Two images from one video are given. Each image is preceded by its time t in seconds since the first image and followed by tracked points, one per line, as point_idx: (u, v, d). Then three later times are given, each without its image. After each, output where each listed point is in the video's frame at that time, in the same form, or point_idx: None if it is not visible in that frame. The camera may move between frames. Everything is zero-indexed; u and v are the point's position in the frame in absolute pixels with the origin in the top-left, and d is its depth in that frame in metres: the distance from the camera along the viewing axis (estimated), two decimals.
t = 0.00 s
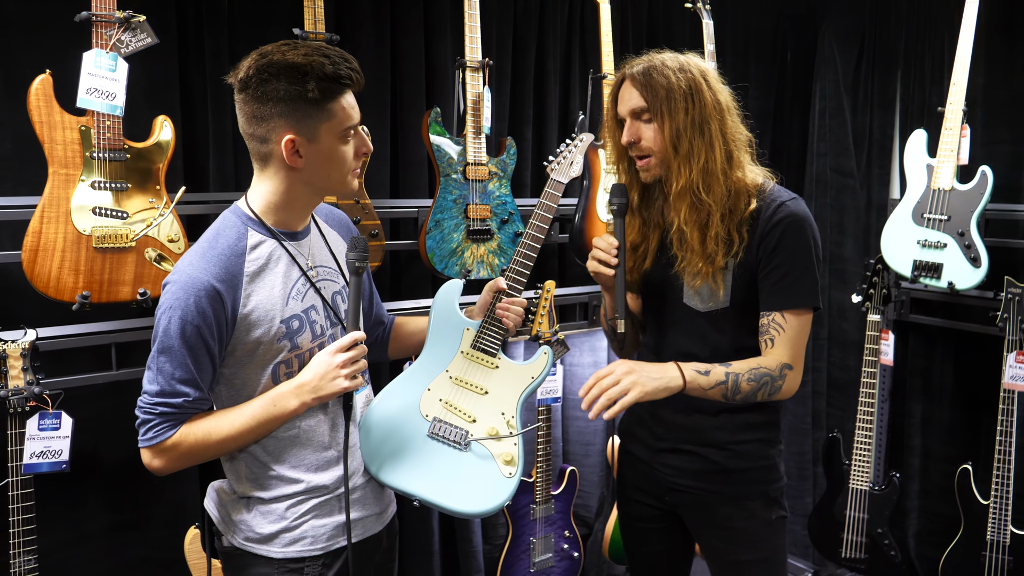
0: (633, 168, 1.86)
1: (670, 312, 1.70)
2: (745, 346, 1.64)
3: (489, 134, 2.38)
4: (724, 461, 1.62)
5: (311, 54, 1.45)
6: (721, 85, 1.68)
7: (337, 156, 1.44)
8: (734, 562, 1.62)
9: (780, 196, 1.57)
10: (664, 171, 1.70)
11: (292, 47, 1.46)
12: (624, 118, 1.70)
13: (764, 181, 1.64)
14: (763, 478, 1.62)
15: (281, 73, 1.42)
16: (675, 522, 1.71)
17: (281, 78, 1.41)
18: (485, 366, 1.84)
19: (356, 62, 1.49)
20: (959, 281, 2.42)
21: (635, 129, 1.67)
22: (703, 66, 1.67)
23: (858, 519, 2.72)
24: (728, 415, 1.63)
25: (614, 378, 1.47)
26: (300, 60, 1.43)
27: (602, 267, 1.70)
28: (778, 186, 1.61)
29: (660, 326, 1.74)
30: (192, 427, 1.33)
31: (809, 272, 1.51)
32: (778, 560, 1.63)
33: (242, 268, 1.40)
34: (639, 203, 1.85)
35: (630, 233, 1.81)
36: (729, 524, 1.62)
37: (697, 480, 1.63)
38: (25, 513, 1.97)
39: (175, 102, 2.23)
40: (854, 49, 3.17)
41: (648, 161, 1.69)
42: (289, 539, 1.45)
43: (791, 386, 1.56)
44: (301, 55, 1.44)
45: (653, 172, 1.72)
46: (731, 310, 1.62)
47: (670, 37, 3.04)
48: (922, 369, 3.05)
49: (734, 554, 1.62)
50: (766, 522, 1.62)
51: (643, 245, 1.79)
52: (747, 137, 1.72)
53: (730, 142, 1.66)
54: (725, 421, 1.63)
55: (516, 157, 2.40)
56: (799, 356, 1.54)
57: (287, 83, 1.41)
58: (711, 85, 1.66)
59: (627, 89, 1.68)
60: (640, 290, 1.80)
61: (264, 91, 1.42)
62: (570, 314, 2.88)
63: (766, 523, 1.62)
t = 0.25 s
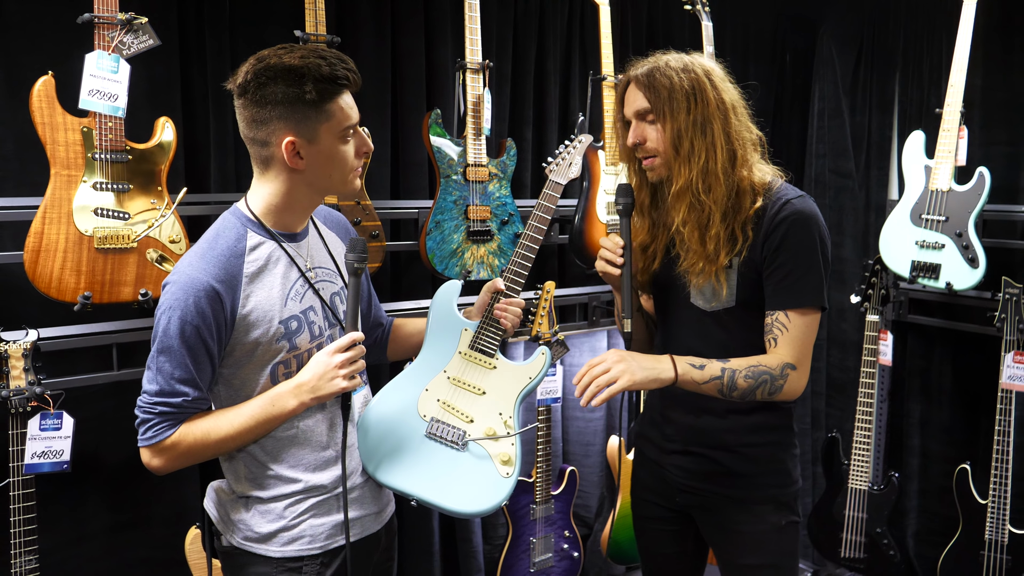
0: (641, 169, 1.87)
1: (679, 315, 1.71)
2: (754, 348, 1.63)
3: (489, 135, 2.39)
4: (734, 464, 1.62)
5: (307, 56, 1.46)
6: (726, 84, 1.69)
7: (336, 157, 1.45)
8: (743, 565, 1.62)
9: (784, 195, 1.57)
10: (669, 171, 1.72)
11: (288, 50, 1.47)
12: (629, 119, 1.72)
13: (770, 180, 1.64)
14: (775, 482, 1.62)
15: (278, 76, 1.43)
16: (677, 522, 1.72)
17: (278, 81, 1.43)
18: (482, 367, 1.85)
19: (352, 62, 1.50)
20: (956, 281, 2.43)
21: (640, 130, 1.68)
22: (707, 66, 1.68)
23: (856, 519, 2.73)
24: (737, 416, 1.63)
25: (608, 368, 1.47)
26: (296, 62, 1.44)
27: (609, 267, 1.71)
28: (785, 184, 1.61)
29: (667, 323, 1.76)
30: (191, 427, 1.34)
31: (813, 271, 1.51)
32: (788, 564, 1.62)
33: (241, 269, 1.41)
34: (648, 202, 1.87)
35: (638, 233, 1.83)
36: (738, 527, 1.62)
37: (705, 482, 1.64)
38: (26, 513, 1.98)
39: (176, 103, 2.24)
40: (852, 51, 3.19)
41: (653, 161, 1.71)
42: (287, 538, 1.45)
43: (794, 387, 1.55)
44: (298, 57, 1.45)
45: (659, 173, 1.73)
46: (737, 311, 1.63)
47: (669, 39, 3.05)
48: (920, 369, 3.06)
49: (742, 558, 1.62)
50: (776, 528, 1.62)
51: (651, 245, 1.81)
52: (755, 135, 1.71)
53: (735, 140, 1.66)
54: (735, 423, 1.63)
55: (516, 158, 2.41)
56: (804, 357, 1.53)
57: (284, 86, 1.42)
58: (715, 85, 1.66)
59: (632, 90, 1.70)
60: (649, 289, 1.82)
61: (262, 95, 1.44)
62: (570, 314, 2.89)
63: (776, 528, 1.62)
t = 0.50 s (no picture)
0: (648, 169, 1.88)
1: (685, 317, 1.72)
2: (761, 350, 1.64)
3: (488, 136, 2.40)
4: (740, 466, 1.62)
5: (305, 57, 1.47)
6: (731, 84, 1.69)
7: (335, 157, 1.46)
8: (748, 567, 1.63)
9: (789, 196, 1.57)
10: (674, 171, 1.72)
11: (286, 52, 1.48)
12: (636, 119, 1.73)
13: (776, 179, 1.64)
14: (782, 485, 1.62)
15: (277, 78, 1.44)
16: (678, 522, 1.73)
17: (277, 83, 1.44)
18: (481, 369, 1.89)
19: (349, 63, 1.51)
20: (955, 281, 2.44)
21: (645, 130, 1.69)
22: (713, 66, 1.69)
23: (856, 518, 2.73)
24: (745, 418, 1.63)
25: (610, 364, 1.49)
26: (294, 64, 1.45)
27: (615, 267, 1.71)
28: (791, 183, 1.62)
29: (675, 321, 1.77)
30: (190, 425, 1.34)
31: (819, 271, 1.51)
32: (792, 566, 1.62)
33: (241, 269, 1.41)
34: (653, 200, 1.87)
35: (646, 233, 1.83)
36: (743, 529, 1.63)
37: (711, 484, 1.65)
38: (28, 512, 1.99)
39: (178, 105, 2.25)
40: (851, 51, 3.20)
41: (658, 161, 1.72)
42: (285, 537, 1.46)
43: (800, 390, 1.54)
44: (295, 59, 1.46)
45: (664, 173, 1.74)
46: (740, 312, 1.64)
47: (669, 40, 3.06)
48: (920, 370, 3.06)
49: (748, 560, 1.63)
50: (783, 532, 1.61)
51: (658, 246, 1.81)
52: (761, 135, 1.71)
53: (740, 139, 1.66)
54: (742, 424, 1.63)
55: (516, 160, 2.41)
56: (810, 358, 1.54)
57: (283, 87, 1.43)
58: (721, 85, 1.67)
59: (637, 91, 1.70)
60: (656, 289, 1.83)
61: (261, 97, 1.45)
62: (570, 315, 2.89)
63: (783, 532, 1.61)
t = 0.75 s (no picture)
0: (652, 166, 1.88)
1: (687, 318, 1.72)
2: (763, 351, 1.64)
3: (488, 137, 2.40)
4: (743, 467, 1.62)
5: (304, 58, 1.47)
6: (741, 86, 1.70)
7: (335, 158, 1.47)
8: (750, 569, 1.63)
9: (791, 196, 1.58)
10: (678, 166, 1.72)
11: (285, 53, 1.49)
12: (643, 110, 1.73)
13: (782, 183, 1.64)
14: (786, 487, 1.62)
15: (276, 79, 1.44)
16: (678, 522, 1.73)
17: (276, 84, 1.44)
18: (480, 371, 1.90)
19: (348, 64, 1.52)
20: (955, 281, 2.44)
21: (653, 121, 1.70)
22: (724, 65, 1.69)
23: (857, 518, 2.73)
24: (750, 419, 1.63)
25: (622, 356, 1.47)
26: (293, 65, 1.45)
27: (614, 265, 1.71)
28: (794, 185, 1.62)
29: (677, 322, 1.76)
30: (191, 425, 1.35)
31: (820, 273, 1.51)
32: (795, 567, 1.63)
33: (241, 269, 1.42)
34: (655, 197, 1.87)
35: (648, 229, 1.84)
36: (745, 531, 1.63)
37: (713, 486, 1.65)
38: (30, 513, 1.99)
39: (179, 106, 2.26)
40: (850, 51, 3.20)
41: (662, 155, 1.72)
42: (285, 538, 1.46)
43: (804, 388, 1.55)
44: (295, 60, 1.46)
45: (667, 168, 1.74)
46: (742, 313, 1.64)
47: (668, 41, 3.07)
48: (920, 370, 3.07)
49: (750, 561, 1.63)
50: (786, 533, 1.62)
51: (659, 244, 1.82)
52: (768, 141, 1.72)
53: (748, 142, 1.67)
54: (745, 425, 1.63)
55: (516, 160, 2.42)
56: (813, 357, 1.54)
57: (282, 88, 1.44)
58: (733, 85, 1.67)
59: (649, 81, 1.71)
60: (657, 290, 1.83)
61: (260, 97, 1.45)
62: (570, 315, 2.89)
63: (781, 531, 1.62)
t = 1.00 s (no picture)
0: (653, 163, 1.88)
1: (686, 318, 1.72)
2: (763, 351, 1.64)
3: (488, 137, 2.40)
4: (742, 466, 1.62)
5: (304, 59, 1.47)
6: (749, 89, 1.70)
7: (334, 159, 1.47)
8: (751, 569, 1.63)
9: (791, 198, 1.58)
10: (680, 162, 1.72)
11: (285, 54, 1.49)
12: (650, 104, 1.72)
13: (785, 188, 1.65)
14: (783, 485, 1.63)
15: (276, 79, 1.45)
16: (677, 523, 1.73)
17: (276, 85, 1.44)
18: (481, 371, 1.90)
19: (349, 66, 1.52)
20: (956, 281, 2.44)
21: (660, 115, 1.69)
22: (735, 67, 1.70)
23: (858, 519, 2.73)
24: (747, 419, 1.64)
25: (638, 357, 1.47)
26: (293, 66, 1.46)
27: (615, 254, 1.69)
28: (795, 189, 1.63)
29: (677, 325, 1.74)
30: (192, 426, 1.35)
31: (818, 276, 1.52)
32: (795, 567, 1.63)
33: (243, 270, 1.42)
34: (655, 195, 1.87)
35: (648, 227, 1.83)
36: (745, 531, 1.63)
37: (715, 486, 1.64)
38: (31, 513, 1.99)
39: (180, 107, 2.26)
40: (851, 52, 3.20)
41: (663, 148, 1.72)
42: (286, 539, 1.46)
43: (805, 387, 1.56)
44: (294, 61, 1.47)
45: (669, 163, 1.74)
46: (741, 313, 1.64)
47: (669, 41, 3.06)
48: (920, 371, 3.06)
49: (751, 562, 1.63)
50: (785, 532, 1.63)
51: (658, 241, 1.82)
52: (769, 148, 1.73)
53: (754, 146, 1.68)
54: (744, 425, 1.64)
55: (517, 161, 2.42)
56: (813, 356, 1.55)
57: (282, 89, 1.44)
58: (744, 88, 1.68)
59: (659, 76, 1.70)
60: (653, 288, 1.83)
61: (260, 98, 1.45)
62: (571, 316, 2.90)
63: (779, 529, 1.62)
